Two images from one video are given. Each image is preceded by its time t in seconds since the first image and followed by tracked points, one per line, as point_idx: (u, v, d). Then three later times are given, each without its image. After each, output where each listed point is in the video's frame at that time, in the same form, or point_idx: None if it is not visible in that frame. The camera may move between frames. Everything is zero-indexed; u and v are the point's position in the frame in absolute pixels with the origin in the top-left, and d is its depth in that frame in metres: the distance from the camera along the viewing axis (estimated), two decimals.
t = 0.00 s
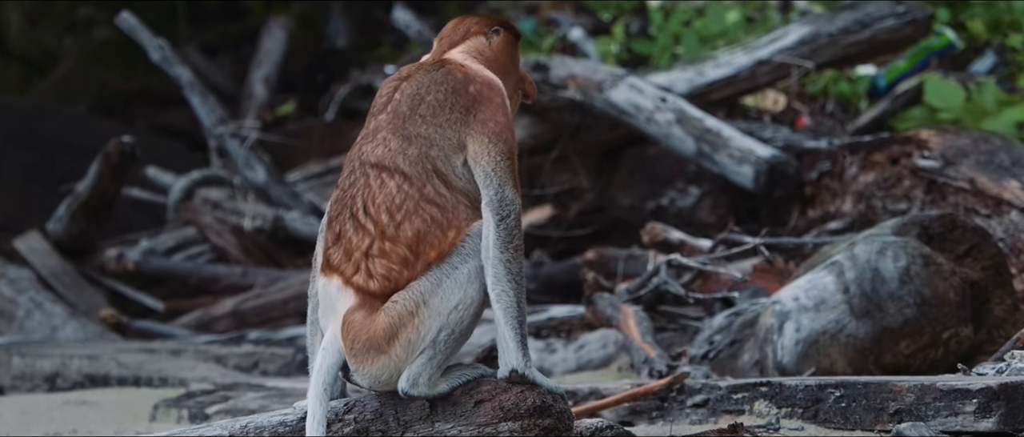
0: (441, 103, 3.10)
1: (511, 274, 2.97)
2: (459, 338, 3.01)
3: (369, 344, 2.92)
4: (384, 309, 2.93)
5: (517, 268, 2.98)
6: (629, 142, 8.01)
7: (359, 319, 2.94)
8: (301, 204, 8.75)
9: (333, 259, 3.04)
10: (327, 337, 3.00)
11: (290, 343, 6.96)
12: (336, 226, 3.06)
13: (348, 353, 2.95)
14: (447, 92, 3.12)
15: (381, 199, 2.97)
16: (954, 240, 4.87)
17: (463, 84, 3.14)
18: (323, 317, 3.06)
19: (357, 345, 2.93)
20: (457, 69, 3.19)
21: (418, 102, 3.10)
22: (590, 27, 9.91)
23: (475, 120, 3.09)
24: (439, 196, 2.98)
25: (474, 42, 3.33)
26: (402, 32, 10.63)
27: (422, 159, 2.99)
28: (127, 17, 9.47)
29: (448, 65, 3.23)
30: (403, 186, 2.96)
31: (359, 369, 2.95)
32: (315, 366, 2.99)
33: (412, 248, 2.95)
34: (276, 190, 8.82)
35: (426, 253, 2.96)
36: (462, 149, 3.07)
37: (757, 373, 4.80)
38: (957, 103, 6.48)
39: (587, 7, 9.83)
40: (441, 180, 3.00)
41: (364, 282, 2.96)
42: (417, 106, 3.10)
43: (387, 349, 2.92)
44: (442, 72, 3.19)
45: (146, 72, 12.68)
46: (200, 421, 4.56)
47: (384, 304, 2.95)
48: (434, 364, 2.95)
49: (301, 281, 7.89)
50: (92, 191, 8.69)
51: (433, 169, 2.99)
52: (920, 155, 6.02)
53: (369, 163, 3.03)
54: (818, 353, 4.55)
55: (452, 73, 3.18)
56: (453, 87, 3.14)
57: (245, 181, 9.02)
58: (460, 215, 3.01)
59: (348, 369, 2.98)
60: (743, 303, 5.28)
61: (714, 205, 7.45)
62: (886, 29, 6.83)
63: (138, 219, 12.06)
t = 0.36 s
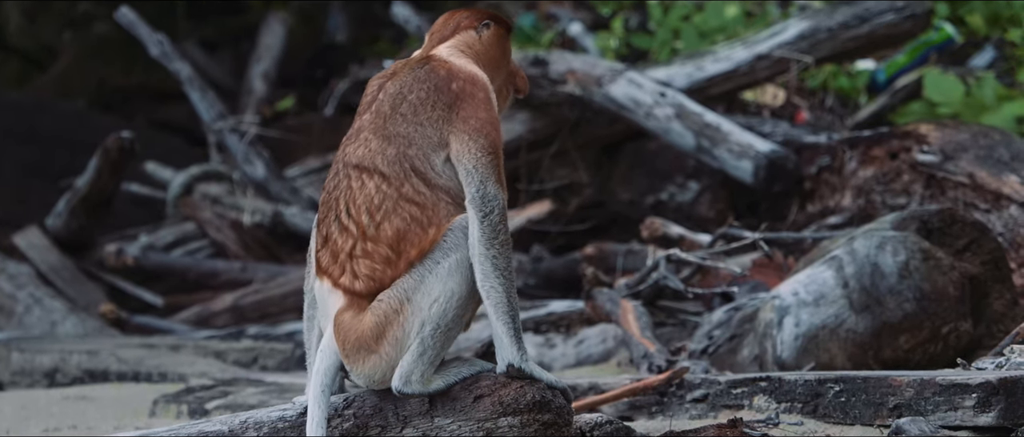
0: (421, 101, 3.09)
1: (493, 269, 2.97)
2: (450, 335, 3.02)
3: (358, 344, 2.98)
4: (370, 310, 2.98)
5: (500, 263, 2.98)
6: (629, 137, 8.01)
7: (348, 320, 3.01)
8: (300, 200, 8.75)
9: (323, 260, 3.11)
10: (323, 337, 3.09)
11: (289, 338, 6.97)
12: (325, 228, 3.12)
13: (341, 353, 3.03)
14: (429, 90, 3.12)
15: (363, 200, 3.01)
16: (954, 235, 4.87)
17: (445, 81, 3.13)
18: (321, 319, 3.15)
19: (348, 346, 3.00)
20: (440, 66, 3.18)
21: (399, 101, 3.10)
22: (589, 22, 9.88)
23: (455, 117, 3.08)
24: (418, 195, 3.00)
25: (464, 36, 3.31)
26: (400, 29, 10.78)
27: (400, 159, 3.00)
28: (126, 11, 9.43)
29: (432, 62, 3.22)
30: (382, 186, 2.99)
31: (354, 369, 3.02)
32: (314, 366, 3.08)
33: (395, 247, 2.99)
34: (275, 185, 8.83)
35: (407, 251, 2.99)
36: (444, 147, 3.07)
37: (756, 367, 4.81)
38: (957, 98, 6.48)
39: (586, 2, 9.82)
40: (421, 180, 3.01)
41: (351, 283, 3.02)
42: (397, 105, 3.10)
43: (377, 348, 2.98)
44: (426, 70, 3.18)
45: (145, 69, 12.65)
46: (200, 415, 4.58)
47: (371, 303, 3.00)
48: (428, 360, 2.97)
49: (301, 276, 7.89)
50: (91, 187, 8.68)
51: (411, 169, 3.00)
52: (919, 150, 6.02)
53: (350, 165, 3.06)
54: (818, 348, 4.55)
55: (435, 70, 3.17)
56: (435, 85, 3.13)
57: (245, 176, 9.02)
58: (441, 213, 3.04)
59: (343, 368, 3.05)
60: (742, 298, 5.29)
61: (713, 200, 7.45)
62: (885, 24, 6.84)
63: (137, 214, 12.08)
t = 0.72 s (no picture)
0: (403, 102, 3.10)
1: (472, 269, 2.99)
2: (441, 333, 3.03)
3: (349, 342, 3.04)
4: (358, 310, 3.02)
5: (480, 262, 2.99)
6: (629, 135, 8.00)
7: (339, 319, 3.08)
8: (299, 198, 8.75)
9: (314, 262, 3.16)
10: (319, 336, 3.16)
11: (289, 337, 6.97)
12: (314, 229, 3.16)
13: (334, 352, 3.09)
14: (411, 91, 3.12)
15: (346, 202, 3.05)
16: (954, 233, 4.86)
17: (428, 81, 3.13)
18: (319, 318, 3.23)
19: (340, 345, 3.06)
20: (424, 66, 3.18)
21: (381, 103, 3.10)
22: (588, 19, 9.84)
23: (436, 117, 3.08)
24: (399, 196, 3.02)
25: (455, 35, 3.31)
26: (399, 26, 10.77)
27: (380, 161, 3.01)
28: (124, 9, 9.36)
29: (418, 62, 3.22)
30: (363, 188, 3.02)
31: (347, 368, 3.08)
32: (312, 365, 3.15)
33: (379, 248, 3.02)
34: (275, 183, 8.83)
35: (391, 251, 3.02)
36: (426, 147, 3.07)
37: (756, 365, 4.81)
38: (956, 96, 6.47)
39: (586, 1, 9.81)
40: (402, 181, 3.03)
41: (340, 283, 3.08)
42: (379, 107, 3.11)
43: (367, 347, 3.02)
44: (411, 70, 3.19)
45: (144, 66, 12.71)
46: (199, 414, 4.57)
47: (360, 302, 3.05)
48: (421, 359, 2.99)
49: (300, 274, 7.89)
50: (90, 186, 8.68)
51: (392, 170, 3.01)
52: (919, 148, 6.02)
53: (335, 167, 3.10)
54: (817, 346, 4.55)
55: (419, 70, 3.17)
56: (418, 86, 3.13)
57: (244, 174, 9.01)
58: (424, 212, 3.06)
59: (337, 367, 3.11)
60: (743, 296, 5.28)
61: (713, 198, 7.44)
62: (885, 21, 6.83)
63: (137, 213, 12.06)
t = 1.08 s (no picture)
0: (392, 103, 3.09)
1: (456, 271, 2.97)
2: (439, 333, 3.02)
3: (346, 342, 3.04)
4: (354, 310, 3.03)
5: (465, 264, 2.97)
6: (629, 136, 8.00)
7: (336, 320, 3.08)
8: (299, 199, 8.74)
9: (310, 263, 3.17)
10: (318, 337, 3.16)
11: (290, 338, 6.97)
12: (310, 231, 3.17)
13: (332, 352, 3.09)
14: (400, 91, 3.11)
15: (337, 202, 3.05)
16: (954, 234, 4.85)
17: (418, 82, 3.12)
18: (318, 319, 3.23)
19: (337, 345, 3.06)
20: (415, 67, 3.17)
21: (371, 104, 3.10)
22: (589, 20, 9.83)
23: (424, 117, 3.06)
24: (389, 196, 3.01)
25: (450, 37, 3.30)
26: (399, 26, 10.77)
27: (369, 162, 3.01)
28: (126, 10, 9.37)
29: (409, 64, 3.21)
30: (353, 189, 3.02)
31: (346, 368, 3.08)
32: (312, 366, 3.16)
33: (370, 248, 3.02)
34: (275, 184, 8.84)
35: (383, 251, 3.02)
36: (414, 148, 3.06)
37: (756, 367, 4.81)
38: (957, 96, 6.47)
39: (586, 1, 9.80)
40: (391, 181, 3.02)
41: (334, 284, 3.08)
42: (369, 108, 3.11)
43: (365, 346, 3.03)
44: (401, 72, 3.18)
45: (144, 67, 12.65)
46: (199, 415, 4.57)
47: (355, 302, 3.06)
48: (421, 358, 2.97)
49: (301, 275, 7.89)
50: (90, 186, 8.68)
51: (380, 171, 3.01)
52: (919, 149, 6.02)
53: (326, 169, 3.10)
54: (818, 347, 4.54)
55: (409, 71, 3.16)
56: (407, 87, 3.11)
57: (244, 175, 9.01)
58: (413, 212, 3.05)
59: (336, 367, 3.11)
60: (743, 297, 5.28)
61: (713, 199, 7.45)
62: (886, 22, 6.82)
63: (137, 213, 12.05)
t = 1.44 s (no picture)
0: (385, 107, 3.09)
1: (449, 274, 2.97)
2: (439, 335, 3.02)
3: (346, 347, 3.03)
4: (353, 314, 3.02)
5: (457, 267, 2.98)
6: (629, 141, 8.00)
7: (335, 325, 3.06)
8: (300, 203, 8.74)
9: (307, 269, 3.16)
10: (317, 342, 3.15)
11: (290, 342, 6.96)
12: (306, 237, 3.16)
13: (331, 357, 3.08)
14: (392, 96, 3.11)
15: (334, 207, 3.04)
16: (954, 238, 4.84)
17: (409, 86, 3.12)
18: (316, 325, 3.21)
19: (337, 350, 3.05)
20: (406, 71, 3.17)
21: (364, 109, 3.10)
22: (589, 24, 9.83)
23: (417, 121, 3.06)
24: (384, 200, 3.02)
25: (441, 39, 3.31)
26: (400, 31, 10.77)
27: (363, 167, 3.01)
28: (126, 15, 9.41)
29: (401, 68, 3.21)
30: (348, 194, 3.02)
31: (347, 373, 3.07)
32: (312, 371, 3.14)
33: (367, 253, 3.02)
34: (275, 188, 8.86)
35: (380, 255, 3.02)
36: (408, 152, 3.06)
37: (756, 371, 4.81)
38: (957, 101, 6.48)
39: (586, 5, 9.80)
40: (386, 185, 3.02)
41: (332, 290, 3.07)
42: (362, 112, 3.11)
43: (367, 350, 3.02)
44: (393, 76, 3.17)
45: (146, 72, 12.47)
46: (200, 418, 4.58)
47: (353, 307, 3.05)
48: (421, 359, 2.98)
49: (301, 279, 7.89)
50: (91, 190, 8.68)
51: (375, 175, 3.01)
52: (920, 153, 6.03)
53: (321, 175, 3.10)
54: (818, 352, 4.56)
55: (401, 76, 3.16)
56: (398, 92, 3.11)
57: (245, 179, 9.02)
58: (410, 215, 3.05)
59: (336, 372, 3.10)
60: (743, 302, 5.29)
61: (714, 204, 7.44)
62: (886, 27, 6.81)
63: (138, 217, 12.07)
